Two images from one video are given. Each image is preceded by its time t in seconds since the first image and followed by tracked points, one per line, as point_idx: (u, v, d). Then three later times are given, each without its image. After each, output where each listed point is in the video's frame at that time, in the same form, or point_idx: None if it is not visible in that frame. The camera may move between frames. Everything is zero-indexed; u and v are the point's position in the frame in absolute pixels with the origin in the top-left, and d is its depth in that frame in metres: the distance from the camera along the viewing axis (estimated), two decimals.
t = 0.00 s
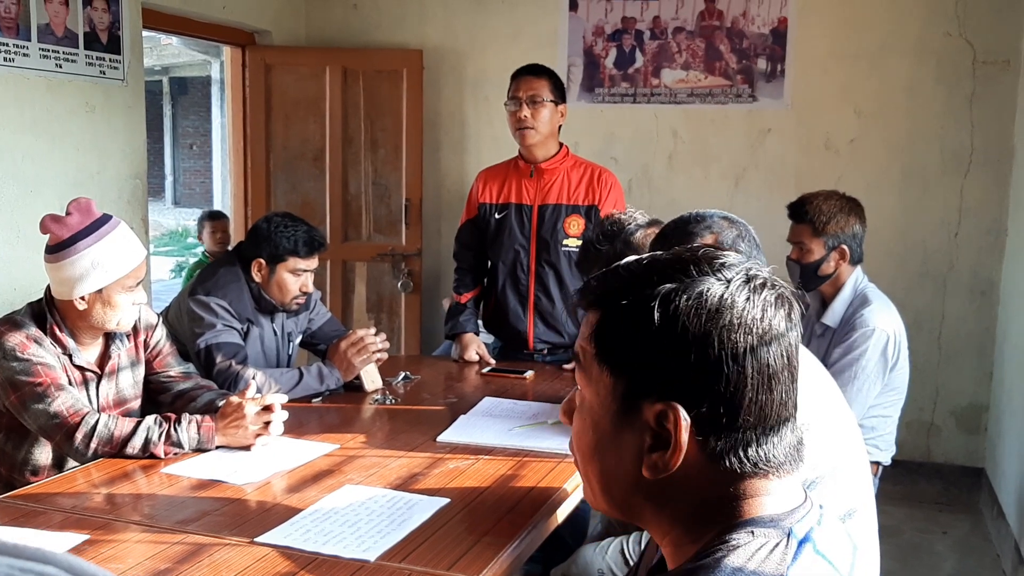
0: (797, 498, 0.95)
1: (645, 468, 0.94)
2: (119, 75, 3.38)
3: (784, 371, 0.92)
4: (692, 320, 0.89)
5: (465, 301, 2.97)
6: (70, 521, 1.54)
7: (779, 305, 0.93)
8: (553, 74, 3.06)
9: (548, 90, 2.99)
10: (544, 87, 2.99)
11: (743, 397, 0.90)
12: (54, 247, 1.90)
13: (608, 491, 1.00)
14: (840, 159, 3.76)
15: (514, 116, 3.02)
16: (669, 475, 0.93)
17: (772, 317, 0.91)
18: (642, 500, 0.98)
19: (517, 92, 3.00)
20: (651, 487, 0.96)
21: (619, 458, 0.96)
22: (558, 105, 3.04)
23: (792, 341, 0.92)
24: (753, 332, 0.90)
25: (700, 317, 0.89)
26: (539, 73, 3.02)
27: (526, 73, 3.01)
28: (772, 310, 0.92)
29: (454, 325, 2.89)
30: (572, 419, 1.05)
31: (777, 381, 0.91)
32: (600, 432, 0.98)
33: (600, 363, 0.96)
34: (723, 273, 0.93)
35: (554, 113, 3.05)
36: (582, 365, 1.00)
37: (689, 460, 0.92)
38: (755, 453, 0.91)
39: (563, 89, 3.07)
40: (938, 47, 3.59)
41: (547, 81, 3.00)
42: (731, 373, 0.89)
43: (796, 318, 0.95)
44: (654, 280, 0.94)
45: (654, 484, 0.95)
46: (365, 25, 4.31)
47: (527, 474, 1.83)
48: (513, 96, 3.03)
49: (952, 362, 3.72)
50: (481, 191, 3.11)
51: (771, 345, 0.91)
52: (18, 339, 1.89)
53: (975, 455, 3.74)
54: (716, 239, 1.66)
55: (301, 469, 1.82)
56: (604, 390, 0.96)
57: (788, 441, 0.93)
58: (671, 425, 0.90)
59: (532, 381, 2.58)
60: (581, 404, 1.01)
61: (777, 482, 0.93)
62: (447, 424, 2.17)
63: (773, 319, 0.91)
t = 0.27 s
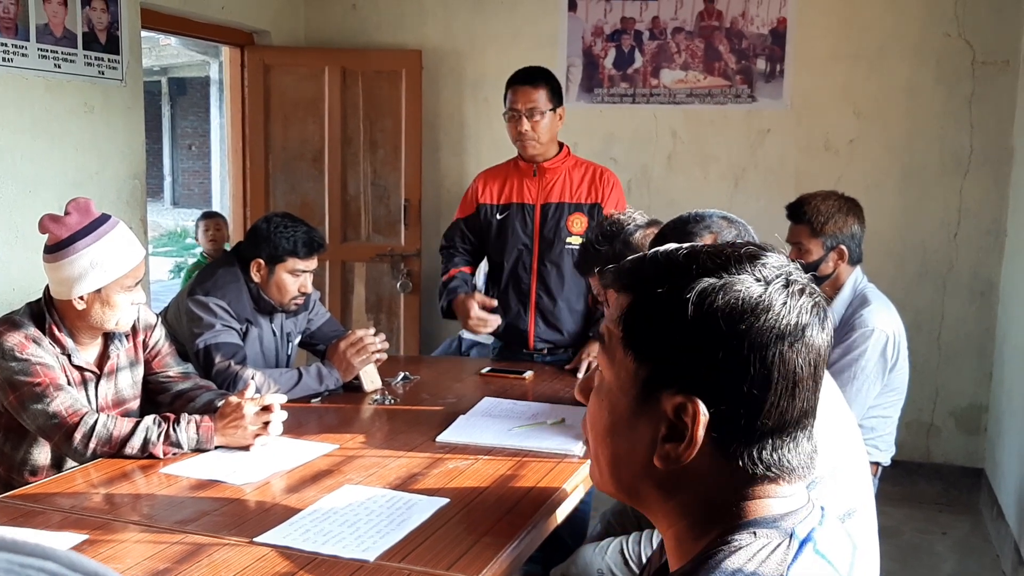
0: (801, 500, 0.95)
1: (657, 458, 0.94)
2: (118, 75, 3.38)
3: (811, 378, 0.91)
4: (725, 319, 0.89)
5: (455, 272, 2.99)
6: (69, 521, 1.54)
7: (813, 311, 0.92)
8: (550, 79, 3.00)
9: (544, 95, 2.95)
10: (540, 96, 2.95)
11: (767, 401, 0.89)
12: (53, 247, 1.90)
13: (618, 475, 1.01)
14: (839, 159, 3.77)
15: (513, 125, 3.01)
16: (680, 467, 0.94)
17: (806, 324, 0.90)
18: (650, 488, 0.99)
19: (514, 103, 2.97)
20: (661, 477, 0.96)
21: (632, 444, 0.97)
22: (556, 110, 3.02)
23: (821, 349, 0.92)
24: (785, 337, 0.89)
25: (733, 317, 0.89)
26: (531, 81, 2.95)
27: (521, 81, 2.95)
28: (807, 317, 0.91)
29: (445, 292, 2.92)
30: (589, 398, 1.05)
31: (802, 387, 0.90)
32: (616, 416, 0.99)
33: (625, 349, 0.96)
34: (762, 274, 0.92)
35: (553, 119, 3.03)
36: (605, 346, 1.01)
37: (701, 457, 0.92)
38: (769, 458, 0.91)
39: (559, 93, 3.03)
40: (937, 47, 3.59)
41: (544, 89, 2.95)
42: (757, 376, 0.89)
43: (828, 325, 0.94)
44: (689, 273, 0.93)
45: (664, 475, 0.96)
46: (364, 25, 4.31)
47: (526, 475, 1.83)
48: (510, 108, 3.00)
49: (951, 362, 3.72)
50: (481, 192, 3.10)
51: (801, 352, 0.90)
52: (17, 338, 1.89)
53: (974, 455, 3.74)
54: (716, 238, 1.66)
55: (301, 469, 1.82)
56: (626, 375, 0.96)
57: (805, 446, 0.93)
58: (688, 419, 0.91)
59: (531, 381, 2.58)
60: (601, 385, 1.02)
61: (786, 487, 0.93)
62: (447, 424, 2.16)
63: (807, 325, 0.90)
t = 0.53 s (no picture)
0: (805, 501, 0.96)
1: (665, 453, 0.95)
2: (119, 75, 3.38)
3: (823, 379, 0.91)
4: (740, 317, 0.89)
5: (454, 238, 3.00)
6: (70, 520, 1.54)
7: (828, 311, 0.92)
8: (546, 80, 3.04)
9: (542, 98, 2.99)
10: (537, 98, 2.99)
11: (777, 400, 0.90)
12: (54, 247, 1.90)
13: (624, 470, 1.01)
14: (839, 160, 3.77)
15: (512, 128, 3.03)
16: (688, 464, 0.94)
17: (820, 324, 0.90)
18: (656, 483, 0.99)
19: (511, 106, 3.01)
20: (667, 472, 0.97)
21: (639, 439, 0.97)
22: (552, 110, 3.05)
23: (834, 351, 0.92)
24: (798, 337, 0.89)
25: (747, 315, 0.89)
26: (527, 83, 3.00)
27: (518, 84, 2.99)
28: (821, 317, 0.91)
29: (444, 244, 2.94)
30: (597, 391, 1.06)
31: (814, 388, 0.91)
32: (625, 410, 0.99)
33: (636, 343, 0.96)
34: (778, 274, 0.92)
35: (550, 119, 3.05)
36: (616, 339, 1.01)
37: (709, 453, 0.93)
38: (776, 459, 0.91)
39: (555, 94, 3.06)
40: (937, 48, 3.60)
41: (540, 90, 2.99)
42: (768, 375, 0.89)
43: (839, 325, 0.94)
44: (704, 270, 0.93)
45: (670, 471, 0.96)
46: (364, 25, 4.31)
47: (527, 475, 1.83)
48: (508, 111, 3.04)
49: (951, 362, 3.72)
50: (484, 189, 3.11)
51: (813, 352, 0.90)
52: (18, 338, 1.89)
53: (974, 455, 3.74)
54: (716, 237, 1.67)
55: (301, 469, 1.82)
56: (636, 370, 0.96)
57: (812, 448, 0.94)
58: (697, 416, 0.91)
59: (531, 381, 2.58)
60: (611, 379, 1.02)
61: (792, 489, 0.93)
62: (447, 424, 2.16)
63: (821, 326, 0.90)
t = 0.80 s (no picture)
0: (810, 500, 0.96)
1: (670, 451, 0.95)
2: (119, 75, 3.38)
3: (830, 380, 0.91)
4: (747, 316, 0.89)
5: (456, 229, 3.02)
6: (69, 519, 1.54)
7: (836, 312, 0.92)
8: (546, 78, 3.08)
9: (542, 95, 3.03)
10: (537, 95, 3.03)
11: (783, 400, 0.90)
12: (53, 246, 1.90)
13: (629, 467, 1.02)
14: (838, 161, 3.77)
15: (512, 125, 3.05)
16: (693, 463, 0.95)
17: (829, 325, 0.90)
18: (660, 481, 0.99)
19: (511, 102, 3.04)
20: (672, 471, 0.97)
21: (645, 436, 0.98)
22: (553, 108, 3.08)
23: (842, 352, 0.92)
24: (806, 337, 0.89)
25: (755, 314, 0.89)
26: (528, 80, 3.03)
27: (519, 81, 3.03)
28: (830, 319, 0.91)
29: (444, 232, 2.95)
30: (603, 388, 1.06)
31: (821, 388, 0.91)
32: (631, 407, 0.99)
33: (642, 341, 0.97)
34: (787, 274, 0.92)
35: (551, 117, 3.07)
36: (622, 337, 1.01)
37: (714, 453, 0.93)
38: (782, 460, 0.92)
39: (556, 91, 3.09)
40: (936, 48, 3.60)
41: (540, 87, 3.03)
42: (775, 376, 0.89)
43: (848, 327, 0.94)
44: (713, 269, 0.94)
45: (675, 469, 0.96)
46: (364, 26, 4.32)
47: (526, 474, 1.83)
48: (508, 107, 3.07)
49: (950, 363, 3.72)
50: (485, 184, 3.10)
51: (821, 353, 0.90)
52: (17, 338, 1.89)
53: (973, 456, 3.74)
54: (715, 236, 1.67)
55: (300, 468, 1.82)
56: (642, 367, 0.97)
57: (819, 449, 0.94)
58: (703, 415, 0.91)
59: (530, 381, 2.58)
60: (616, 376, 1.02)
61: (798, 490, 0.94)
62: (446, 424, 2.17)
63: (828, 326, 0.90)
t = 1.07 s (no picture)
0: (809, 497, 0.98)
1: (672, 448, 0.97)
2: (120, 76, 3.40)
3: (830, 376, 0.93)
4: (749, 314, 0.91)
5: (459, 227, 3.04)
6: (71, 516, 1.56)
7: (836, 308, 0.94)
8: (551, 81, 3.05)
9: (547, 99, 2.99)
10: (542, 98, 2.99)
11: (784, 397, 0.92)
12: (55, 246, 1.92)
13: (632, 462, 1.04)
14: (834, 163, 3.80)
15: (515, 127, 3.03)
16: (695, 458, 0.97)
17: (829, 322, 0.92)
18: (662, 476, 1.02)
19: (516, 104, 3.01)
20: (674, 466, 0.99)
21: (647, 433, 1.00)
22: (557, 112, 3.05)
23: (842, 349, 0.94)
24: (807, 335, 0.91)
25: (756, 312, 0.91)
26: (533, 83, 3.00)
27: (523, 83, 3.00)
28: (830, 315, 0.93)
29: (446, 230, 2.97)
30: (605, 386, 1.08)
31: (821, 385, 0.93)
32: (633, 404, 1.01)
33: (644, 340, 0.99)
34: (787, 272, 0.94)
35: (554, 120, 3.05)
36: (624, 335, 1.03)
37: (716, 448, 0.95)
38: (782, 455, 0.94)
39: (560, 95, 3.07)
40: (931, 51, 3.63)
41: (545, 90, 2.99)
42: (776, 373, 0.91)
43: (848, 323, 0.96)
44: (713, 268, 0.95)
45: (677, 465, 0.98)
46: (363, 27, 4.34)
47: (524, 471, 1.85)
48: (512, 109, 3.04)
49: (944, 363, 3.75)
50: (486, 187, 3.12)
51: (822, 349, 0.92)
52: (19, 336, 1.91)
53: (967, 455, 3.77)
54: (712, 235, 1.69)
55: (301, 466, 1.84)
56: (644, 365, 0.99)
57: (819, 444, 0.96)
58: (704, 411, 0.94)
59: (529, 379, 2.60)
60: (619, 374, 1.04)
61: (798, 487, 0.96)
62: (445, 422, 2.19)
63: (829, 324, 0.92)
